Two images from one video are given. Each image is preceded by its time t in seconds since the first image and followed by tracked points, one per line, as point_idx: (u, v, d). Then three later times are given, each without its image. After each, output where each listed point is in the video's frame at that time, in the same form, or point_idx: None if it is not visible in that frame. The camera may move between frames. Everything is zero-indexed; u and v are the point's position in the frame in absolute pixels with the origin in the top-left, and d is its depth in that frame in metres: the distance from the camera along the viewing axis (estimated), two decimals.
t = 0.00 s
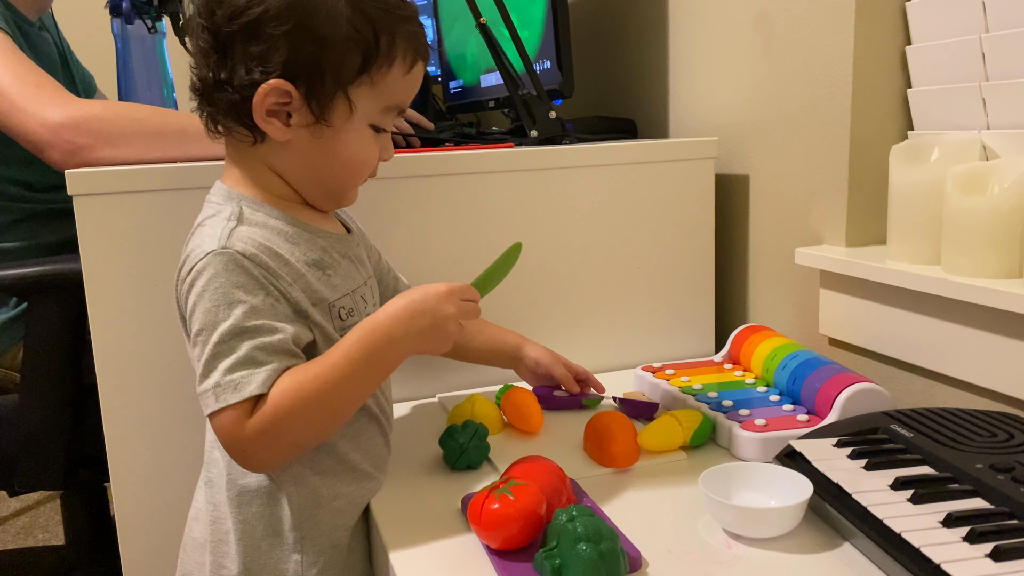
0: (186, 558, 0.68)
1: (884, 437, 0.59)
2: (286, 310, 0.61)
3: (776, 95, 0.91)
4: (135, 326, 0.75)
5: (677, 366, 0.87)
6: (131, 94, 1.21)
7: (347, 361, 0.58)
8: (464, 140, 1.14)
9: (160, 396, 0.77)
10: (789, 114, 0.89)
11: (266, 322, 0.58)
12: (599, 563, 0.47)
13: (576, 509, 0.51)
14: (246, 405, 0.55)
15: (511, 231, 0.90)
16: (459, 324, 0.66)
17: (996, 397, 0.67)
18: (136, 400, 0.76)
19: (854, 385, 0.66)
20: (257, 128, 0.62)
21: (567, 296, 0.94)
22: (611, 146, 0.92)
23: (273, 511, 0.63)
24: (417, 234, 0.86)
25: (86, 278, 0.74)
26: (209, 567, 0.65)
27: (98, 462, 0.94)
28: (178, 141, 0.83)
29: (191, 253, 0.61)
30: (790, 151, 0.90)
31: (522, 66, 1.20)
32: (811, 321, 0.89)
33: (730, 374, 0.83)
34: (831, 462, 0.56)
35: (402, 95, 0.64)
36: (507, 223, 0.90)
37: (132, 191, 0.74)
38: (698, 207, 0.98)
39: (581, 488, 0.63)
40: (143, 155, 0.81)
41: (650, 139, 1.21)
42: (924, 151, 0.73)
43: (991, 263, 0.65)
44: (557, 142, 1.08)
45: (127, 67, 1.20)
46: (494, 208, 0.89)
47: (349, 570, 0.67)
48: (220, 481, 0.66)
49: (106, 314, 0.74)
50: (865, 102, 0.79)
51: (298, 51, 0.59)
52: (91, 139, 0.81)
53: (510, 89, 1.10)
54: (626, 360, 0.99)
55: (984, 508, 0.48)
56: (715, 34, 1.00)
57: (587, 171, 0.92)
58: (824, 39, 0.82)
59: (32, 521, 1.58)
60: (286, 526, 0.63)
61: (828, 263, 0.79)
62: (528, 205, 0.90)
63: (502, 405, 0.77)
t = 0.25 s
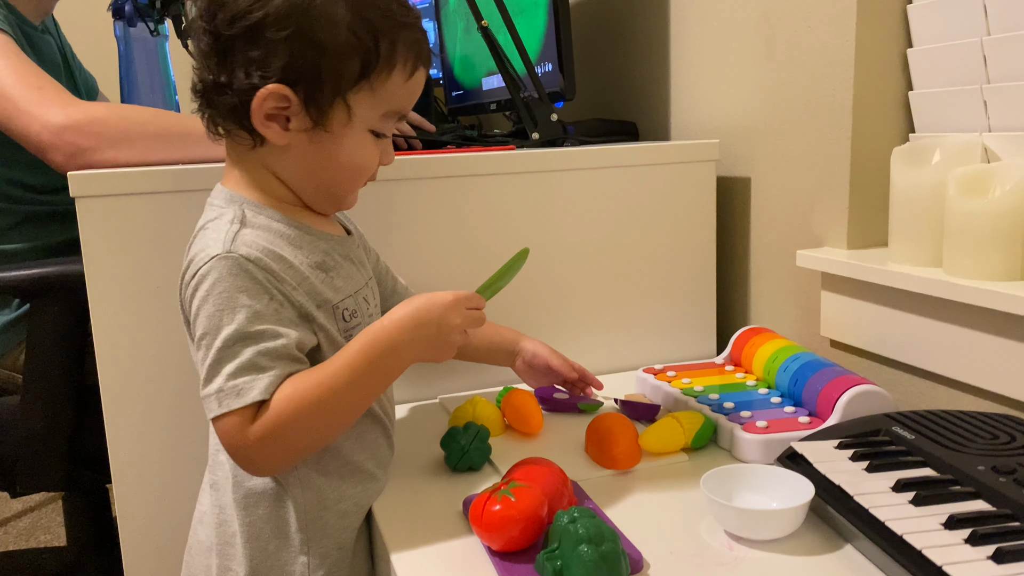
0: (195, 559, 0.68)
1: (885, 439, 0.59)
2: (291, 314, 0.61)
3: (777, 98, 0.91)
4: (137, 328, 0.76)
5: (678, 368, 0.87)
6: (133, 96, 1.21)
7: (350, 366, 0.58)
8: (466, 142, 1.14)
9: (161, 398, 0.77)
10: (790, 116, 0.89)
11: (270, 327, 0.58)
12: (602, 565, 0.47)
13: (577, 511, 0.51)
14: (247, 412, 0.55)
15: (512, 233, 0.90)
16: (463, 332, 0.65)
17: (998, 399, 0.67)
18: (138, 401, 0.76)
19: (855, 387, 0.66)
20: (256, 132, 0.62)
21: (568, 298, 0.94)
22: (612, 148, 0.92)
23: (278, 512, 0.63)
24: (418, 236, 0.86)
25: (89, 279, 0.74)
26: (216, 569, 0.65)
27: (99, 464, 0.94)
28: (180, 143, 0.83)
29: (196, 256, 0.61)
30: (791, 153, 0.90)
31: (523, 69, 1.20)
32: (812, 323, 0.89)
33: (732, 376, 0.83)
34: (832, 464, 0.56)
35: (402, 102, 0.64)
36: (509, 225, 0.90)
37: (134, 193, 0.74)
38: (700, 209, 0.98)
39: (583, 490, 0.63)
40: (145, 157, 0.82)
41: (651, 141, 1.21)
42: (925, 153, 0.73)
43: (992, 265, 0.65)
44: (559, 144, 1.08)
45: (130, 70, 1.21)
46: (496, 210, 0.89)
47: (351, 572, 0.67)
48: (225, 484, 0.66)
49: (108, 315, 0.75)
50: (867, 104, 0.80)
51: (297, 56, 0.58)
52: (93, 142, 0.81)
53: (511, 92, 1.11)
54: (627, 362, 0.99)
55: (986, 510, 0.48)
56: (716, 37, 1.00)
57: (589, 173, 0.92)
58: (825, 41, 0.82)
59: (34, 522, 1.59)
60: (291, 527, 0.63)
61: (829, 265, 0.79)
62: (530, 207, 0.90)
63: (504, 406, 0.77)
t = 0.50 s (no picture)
0: (186, 568, 0.67)
1: (885, 443, 0.59)
2: (259, 321, 0.60)
3: (778, 102, 0.91)
4: (138, 331, 0.76)
5: (679, 372, 0.87)
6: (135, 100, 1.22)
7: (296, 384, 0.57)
8: (466, 146, 1.14)
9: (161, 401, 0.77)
10: (791, 120, 0.89)
11: (230, 335, 0.57)
12: (602, 570, 0.47)
13: (578, 515, 0.51)
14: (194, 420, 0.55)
15: (513, 236, 0.90)
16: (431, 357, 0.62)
17: (999, 403, 0.67)
18: (138, 405, 0.76)
19: (856, 392, 0.66)
20: (238, 136, 0.62)
21: (569, 301, 0.94)
22: (613, 152, 0.92)
23: (271, 515, 0.63)
24: (418, 239, 0.86)
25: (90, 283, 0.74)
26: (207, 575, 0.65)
27: (100, 467, 0.94)
28: (182, 147, 0.83)
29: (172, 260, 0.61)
30: (791, 157, 0.90)
31: (524, 72, 1.20)
32: (813, 326, 0.89)
33: (732, 380, 0.83)
34: (832, 469, 0.56)
35: (389, 112, 0.63)
36: (510, 228, 0.90)
37: (136, 197, 0.74)
38: (700, 213, 0.98)
39: (583, 494, 0.63)
40: (146, 160, 0.82)
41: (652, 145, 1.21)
42: (925, 157, 0.73)
43: (993, 269, 0.65)
44: (560, 148, 1.08)
45: (132, 74, 1.21)
46: (496, 214, 0.89)
47: None
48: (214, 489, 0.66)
49: (109, 319, 0.75)
50: (867, 108, 0.80)
51: (279, 61, 0.58)
52: (95, 145, 0.82)
53: (512, 95, 1.11)
54: (628, 365, 0.99)
55: (986, 514, 0.48)
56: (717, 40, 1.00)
57: (589, 177, 0.92)
58: (826, 45, 0.82)
59: (35, 525, 1.59)
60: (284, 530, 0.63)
61: (830, 269, 0.79)
62: (530, 210, 0.90)
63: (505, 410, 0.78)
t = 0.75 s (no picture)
0: (175, 568, 0.68)
1: (888, 443, 0.58)
2: (246, 312, 0.61)
3: (779, 102, 0.91)
4: (139, 331, 0.76)
5: (681, 373, 0.87)
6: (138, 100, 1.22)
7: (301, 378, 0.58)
8: (468, 146, 1.14)
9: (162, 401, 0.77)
10: (792, 120, 0.89)
11: (223, 326, 0.58)
12: (604, 569, 0.47)
13: (580, 514, 0.51)
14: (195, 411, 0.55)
15: (515, 237, 0.90)
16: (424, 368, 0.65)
17: (1001, 403, 0.67)
18: (139, 405, 0.76)
19: (858, 392, 0.66)
20: (219, 131, 0.62)
21: (570, 302, 0.94)
22: (614, 152, 0.92)
23: (252, 513, 0.63)
24: (420, 239, 0.86)
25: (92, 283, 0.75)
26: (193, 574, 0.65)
27: (102, 467, 0.94)
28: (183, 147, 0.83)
29: (154, 255, 0.61)
30: (793, 157, 0.90)
31: (526, 73, 1.21)
32: (815, 327, 0.89)
33: (734, 381, 0.83)
34: (835, 468, 0.56)
35: (367, 105, 0.64)
36: (511, 228, 0.90)
37: (137, 197, 0.74)
38: (702, 213, 0.98)
39: (585, 494, 0.63)
40: (147, 160, 0.82)
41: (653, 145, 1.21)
42: (927, 157, 0.73)
43: (995, 269, 0.65)
44: (561, 148, 1.08)
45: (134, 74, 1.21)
46: (498, 214, 0.89)
47: None
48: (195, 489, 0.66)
49: (110, 319, 0.75)
50: (869, 109, 0.80)
51: (262, 56, 0.58)
52: (97, 145, 0.82)
53: (513, 96, 1.11)
54: (629, 366, 0.99)
55: (989, 514, 0.48)
56: (719, 41, 1.01)
57: (591, 177, 0.92)
58: (827, 46, 0.82)
59: (36, 526, 1.59)
60: (267, 526, 0.64)
61: (832, 269, 0.79)
62: (532, 211, 0.90)
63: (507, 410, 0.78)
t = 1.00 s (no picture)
0: (178, 570, 0.68)
1: (888, 441, 0.59)
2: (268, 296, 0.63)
3: (780, 101, 0.91)
4: (139, 329, 0.76)
5: (681, 371, 0.87)
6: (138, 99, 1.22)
7: (357, 361, 0.62)
8: (468, 145, 1.14)
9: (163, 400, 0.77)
10: (793, 118, 0.89)
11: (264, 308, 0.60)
12: (604, 567, 0.47)
13: (580, 512, 0.51)
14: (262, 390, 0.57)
15: (515, 235, 0.90)
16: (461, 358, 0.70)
17: (1001, 402, 0.67)
18: (140, 403, 0.76)
19: (858, 390, 0.66)
20: (202, 129, 0.62)
21: (570, 300, 0.94)
22: (615, 150, 0.92)
23: (252, 513, 0.63)
24: (420, 238, 0.86)
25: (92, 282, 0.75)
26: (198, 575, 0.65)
27: (102, 466, 0.94)
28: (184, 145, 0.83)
29: (158, 254, 0.60)
30: (793, 156, 0.90)
31: (526, 72, 1.21)
32: (815, 326, 0.89)
33: (734, 379, 0.83)
34: (835, 467, 0.56)
35: (346, 97, 0.65)
36: (512, 227, 0.90)
37: (137, 195, 0.74)
38: (702, 212, 0.98)
39: (585, 492, 0.63)
40: (148, 158, 0.82)
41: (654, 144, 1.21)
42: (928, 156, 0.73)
43: (995, 268, 0.65)
44: (562, 147, 1.08)
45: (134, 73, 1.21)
46: (498, 212, 0.89)
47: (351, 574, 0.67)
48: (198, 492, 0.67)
49: (110, 317, 0.75)
50: (869, 107, 0.80)
51: (241, 52, 0.59)
52: (97, 144, 0.82)
53: (513, 95, 1.11)
54: (629, 365, 0.99)
55: (989, 512, 0.48)
56: (719, 39, 1.00)
57: (591, 176, 0.92)
58: (828, 44, 0.82)
59: (36, 525, 1.59)
60: (266, 526, 0.64)
61: (832, 268, 0.79)
62: (532, 210, 0.90)
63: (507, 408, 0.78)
